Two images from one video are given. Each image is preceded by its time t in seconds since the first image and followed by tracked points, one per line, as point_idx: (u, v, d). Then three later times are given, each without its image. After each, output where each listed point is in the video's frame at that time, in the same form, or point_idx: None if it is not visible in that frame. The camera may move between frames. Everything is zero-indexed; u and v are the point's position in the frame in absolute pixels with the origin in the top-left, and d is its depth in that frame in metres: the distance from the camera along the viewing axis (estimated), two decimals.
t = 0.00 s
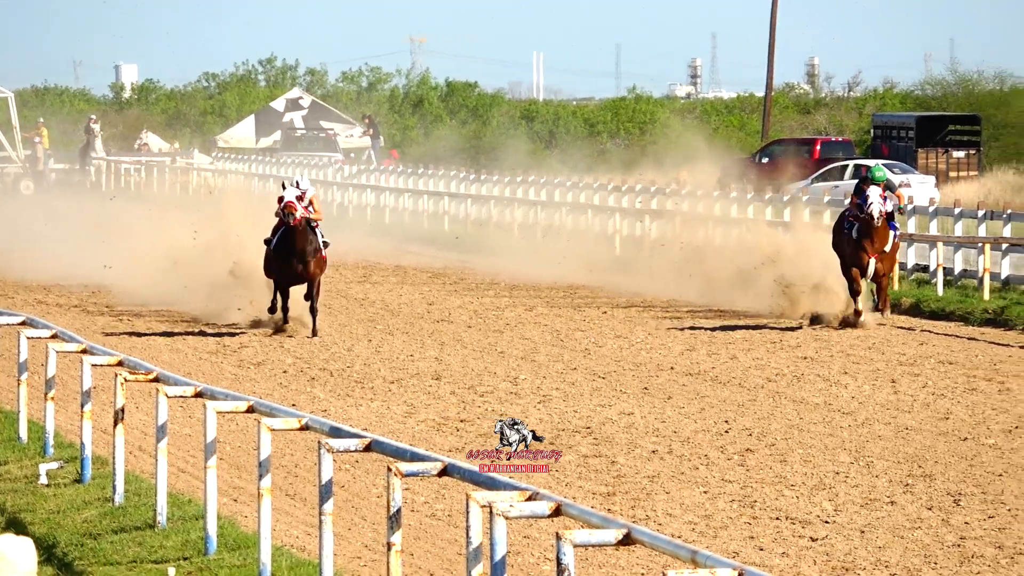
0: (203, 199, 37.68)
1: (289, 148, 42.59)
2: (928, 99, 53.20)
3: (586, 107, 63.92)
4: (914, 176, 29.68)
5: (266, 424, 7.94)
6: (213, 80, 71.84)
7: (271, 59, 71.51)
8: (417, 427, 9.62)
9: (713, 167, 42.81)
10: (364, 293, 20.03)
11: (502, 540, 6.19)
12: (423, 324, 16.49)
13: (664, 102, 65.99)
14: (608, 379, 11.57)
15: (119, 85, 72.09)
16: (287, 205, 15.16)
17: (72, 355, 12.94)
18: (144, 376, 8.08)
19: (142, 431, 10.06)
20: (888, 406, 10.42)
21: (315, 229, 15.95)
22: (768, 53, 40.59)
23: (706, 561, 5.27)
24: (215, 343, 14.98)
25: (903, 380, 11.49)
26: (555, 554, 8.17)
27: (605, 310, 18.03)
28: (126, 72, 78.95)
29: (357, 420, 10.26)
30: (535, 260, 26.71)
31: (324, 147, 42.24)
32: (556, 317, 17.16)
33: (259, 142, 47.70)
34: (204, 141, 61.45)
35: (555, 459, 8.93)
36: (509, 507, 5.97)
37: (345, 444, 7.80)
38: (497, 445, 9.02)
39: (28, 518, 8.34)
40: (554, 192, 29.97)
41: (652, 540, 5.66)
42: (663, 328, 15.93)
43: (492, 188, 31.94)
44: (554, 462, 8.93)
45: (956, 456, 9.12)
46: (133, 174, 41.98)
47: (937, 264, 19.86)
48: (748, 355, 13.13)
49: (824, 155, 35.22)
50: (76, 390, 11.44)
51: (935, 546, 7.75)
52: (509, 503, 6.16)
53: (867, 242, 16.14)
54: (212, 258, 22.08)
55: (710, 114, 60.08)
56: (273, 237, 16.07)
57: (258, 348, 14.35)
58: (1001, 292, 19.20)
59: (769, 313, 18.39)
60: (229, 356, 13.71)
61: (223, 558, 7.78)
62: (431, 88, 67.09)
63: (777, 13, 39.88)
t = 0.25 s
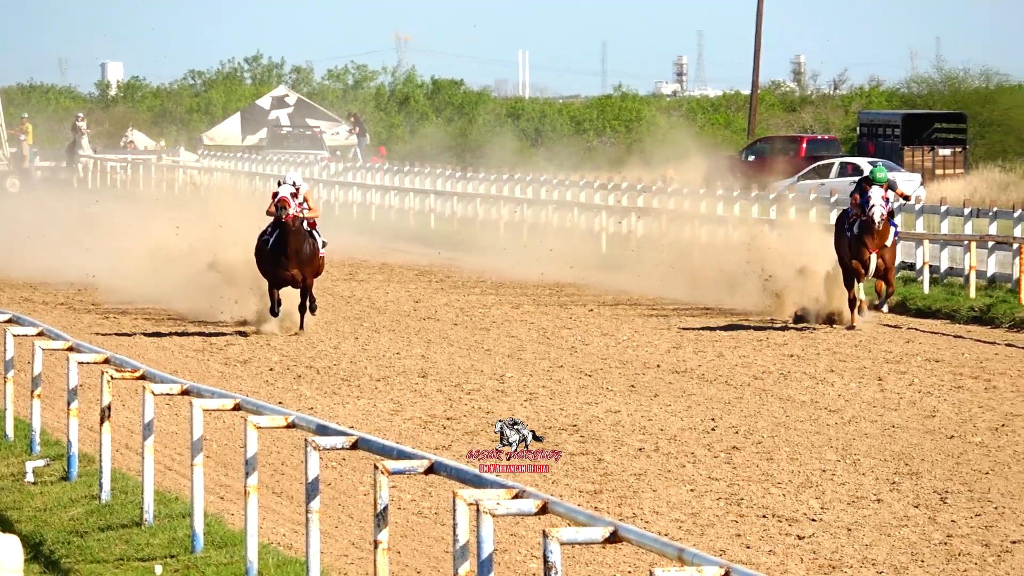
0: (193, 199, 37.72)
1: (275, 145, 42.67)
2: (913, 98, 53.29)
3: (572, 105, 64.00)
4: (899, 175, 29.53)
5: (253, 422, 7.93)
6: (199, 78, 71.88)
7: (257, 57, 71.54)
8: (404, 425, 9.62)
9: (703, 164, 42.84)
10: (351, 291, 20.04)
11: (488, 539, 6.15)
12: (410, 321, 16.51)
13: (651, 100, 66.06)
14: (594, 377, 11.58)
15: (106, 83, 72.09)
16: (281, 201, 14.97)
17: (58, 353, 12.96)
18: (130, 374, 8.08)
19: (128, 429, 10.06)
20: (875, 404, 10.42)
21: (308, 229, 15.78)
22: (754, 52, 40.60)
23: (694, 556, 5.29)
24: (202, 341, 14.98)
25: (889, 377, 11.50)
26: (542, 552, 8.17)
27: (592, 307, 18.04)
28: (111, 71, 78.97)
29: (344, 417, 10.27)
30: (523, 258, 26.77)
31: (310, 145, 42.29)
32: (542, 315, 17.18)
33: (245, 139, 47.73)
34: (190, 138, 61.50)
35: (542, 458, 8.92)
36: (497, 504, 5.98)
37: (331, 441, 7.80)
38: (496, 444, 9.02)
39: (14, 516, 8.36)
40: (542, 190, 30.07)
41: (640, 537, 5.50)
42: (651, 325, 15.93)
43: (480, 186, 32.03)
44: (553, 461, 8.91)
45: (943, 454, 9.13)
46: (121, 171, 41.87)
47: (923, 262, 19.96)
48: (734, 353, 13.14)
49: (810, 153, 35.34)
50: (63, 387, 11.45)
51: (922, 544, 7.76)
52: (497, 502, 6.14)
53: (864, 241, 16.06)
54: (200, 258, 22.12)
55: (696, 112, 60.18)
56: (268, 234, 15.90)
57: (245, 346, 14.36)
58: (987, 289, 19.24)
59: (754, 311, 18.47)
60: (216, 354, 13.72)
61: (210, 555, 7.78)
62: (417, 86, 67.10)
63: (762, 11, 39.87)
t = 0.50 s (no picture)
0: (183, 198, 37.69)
1: (261, 144, 43.22)
2: (900, 97, 53.37)
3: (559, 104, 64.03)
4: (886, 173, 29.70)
5: (240, 422, 7.91)
6: (186, 77, 71.86)
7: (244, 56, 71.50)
8: (391, 423, 9.62)
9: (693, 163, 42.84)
10: (337, 291, 20.04)
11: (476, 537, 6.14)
12: (397, 321, 16.53)
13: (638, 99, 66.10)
14: (581, 376, 11.59)
15: (93, 82, 72.12)
16: (276, 202, 14.93)
17: (44, 353, 12.97)
18: (117, 373, 8.07)
19: (115, 428, 10.07)
20: (862, 403, 10.43)
21: (306, 230, 15.70)
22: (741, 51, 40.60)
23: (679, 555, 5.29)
24: (190, 341, 14.98)
25: (875, 377, 11.52)
26: (529, 551, 8.18)
27: (579, 307, 18.05)
28: (98, 70, 78.91)
29: (331, 417, 10.27)
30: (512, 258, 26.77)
31: (296, 144, 42.79)
32: (529, 314, 17.18)
33: (232, 139, 48.03)
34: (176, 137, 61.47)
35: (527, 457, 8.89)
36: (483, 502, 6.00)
37: (319, 441, 7.79)
38: (497, 445, 9.08)
39: (1, 515, 8.37)
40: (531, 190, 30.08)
41: (626, 536, 5.50)
42: (639, 325, 15.94)
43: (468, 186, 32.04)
44: (552, 461, 8.92)
45: (930, 452, 9.13)
46: (107, 171, 41.83)
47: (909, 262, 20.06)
48: (721, 352, 13.14)
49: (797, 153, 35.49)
50: (50, 387, 11.47)
51: (909, 543, 7.77)
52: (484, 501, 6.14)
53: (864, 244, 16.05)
54: (190, 257, 22.12)
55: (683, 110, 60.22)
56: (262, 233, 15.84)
57: (233, 346, 14.38)
58: (974, 288, 19.32)
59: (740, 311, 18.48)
60: (203, 353, 13.74)
61: (197, 554, 7.79)
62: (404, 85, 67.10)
63: (749, 10, 39.87)
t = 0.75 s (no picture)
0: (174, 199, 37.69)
1: (248, 143, 43.76)
2: (887, 96, 53.46)
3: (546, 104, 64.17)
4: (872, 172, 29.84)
5: (226, 420, 7.90)
6: (173, 76, 71.96)
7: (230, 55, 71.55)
8: (378, 421, 9.62)
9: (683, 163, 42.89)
10: (325, 290, 20.05)
11: (464, 537, 6.11)
12: (384, 319, 16.55)
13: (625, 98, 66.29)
14: (568, 374, 11.60)
15: (81, 80, 72.24)
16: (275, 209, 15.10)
17: (32, 352, 12.97)
18: (103, 371, 8.07)
19: (102, 426, 10.09)
20: (849, 402, 10.43)
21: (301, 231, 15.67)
22: (728, 50, 40.60)
23: (665, 554, 5.37)
24: (178, 340, 14.98)
25: (863, 376, 11.52)
26: (516, 549, 8.19)
27: (566, 306, 18.03)
28: (85, 68, 78.98)
29: (318, 416, 10.27)
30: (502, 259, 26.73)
31: (281, 142, 43.44)
32: (516, 313, 17.20)
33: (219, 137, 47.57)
34: (164, 136, 61.57)
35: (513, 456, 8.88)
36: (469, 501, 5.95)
37: (305, 440, 7.78)
38: (496, 445, 9.05)
39: None
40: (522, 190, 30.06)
41: (614, 535, 5.60)
42: (627, 323, 15.96)
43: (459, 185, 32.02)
44: (552, 461, 8.90)
45: (916, 451, 9.14)
46: (94, 168, 42.56)
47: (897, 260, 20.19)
48: (708, 351, 13.16)
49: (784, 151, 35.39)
50: (37, 386, 11.47)
51: (895, 541, 7.77)
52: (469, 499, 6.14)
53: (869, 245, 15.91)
54: (179, 258, 22.05)
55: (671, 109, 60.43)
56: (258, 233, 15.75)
57: (220, 345, 14.38)
58: (962, 287, 19.38)
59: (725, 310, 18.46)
60: (190, 352, 13.76)
61: (183, 553, 7.79)
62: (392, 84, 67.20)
63: (735, 9, 39.86)
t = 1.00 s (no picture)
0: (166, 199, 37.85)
1: (236, 142, 44.90)
2: (873, 95, 53.71)
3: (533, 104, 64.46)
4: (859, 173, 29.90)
5: (215, 418, 7.93)
6: (161, 76, 72.24)
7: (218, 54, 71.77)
8: (366, 420, 9.66)
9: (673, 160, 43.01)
10: (313, 288, 20.12)
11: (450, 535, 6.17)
12: (371, 318, 16.61)
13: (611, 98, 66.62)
14: (555, 373, 11.65)
15: (69, 81, 72.51)
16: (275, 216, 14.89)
17: (21, 351, 13.03)
18: (92, 370, 8.11)
19: (91, 425, 10.17)
20: (835, 400, 10.47)
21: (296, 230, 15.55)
22: (715, 50, 40.63)
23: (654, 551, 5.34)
24: (167, 339, 15.04)
25: (849, 374, 11.56)
26: (503, 547, 8.24)
27: (553, 305, 18.08)
28: (73, 68, 79.23)
29: (306, 415, 10.31)
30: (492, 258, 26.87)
31: (270, 141, 44.22)
32: (503, 312, 17.26)
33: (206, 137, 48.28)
34: (152, 136, 61.83)
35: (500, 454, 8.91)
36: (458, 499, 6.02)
37: (293, 438, 7.80)
38: (498, 446, 9.12)
39: None
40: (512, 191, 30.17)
41: (601, 533, 5.54)
42: (614, 322, 16.02)
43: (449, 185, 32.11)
44: (552, 461, 8.92)
45: (902, 449, 9.18)
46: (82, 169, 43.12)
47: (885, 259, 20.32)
48: (695, 349, 13.21)
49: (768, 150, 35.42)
50: (26, 385, 11.53)
51: (882, 539, 7.81)
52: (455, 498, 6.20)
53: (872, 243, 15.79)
54: (170, 259, 22.10)
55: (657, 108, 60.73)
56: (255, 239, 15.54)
57: (209, 344, 14.44)
58: (947, 286, 19.51)
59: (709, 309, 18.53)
60: (178, 351, 13.83)
61: (172, 550, 7.84)
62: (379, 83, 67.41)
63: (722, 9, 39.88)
